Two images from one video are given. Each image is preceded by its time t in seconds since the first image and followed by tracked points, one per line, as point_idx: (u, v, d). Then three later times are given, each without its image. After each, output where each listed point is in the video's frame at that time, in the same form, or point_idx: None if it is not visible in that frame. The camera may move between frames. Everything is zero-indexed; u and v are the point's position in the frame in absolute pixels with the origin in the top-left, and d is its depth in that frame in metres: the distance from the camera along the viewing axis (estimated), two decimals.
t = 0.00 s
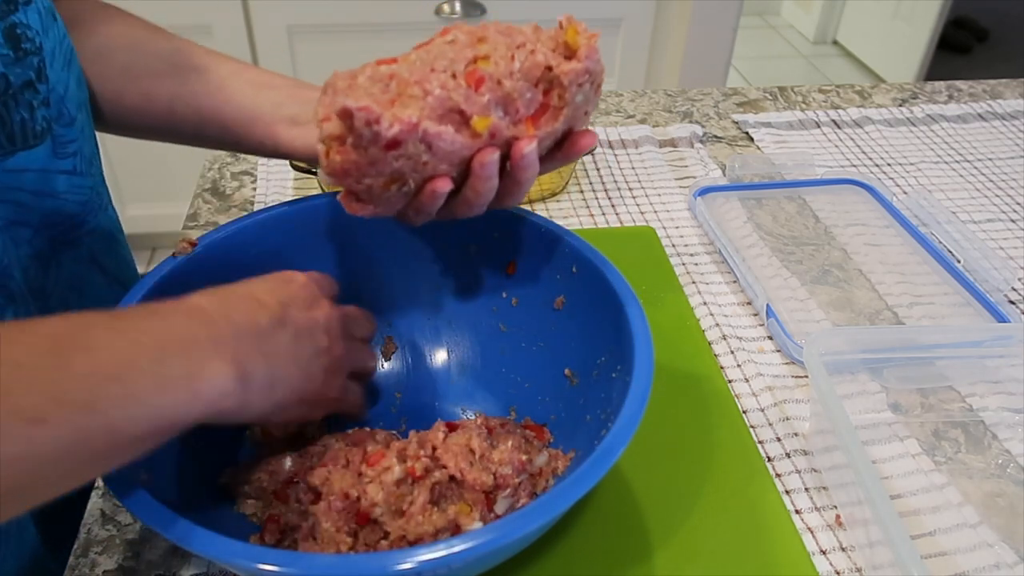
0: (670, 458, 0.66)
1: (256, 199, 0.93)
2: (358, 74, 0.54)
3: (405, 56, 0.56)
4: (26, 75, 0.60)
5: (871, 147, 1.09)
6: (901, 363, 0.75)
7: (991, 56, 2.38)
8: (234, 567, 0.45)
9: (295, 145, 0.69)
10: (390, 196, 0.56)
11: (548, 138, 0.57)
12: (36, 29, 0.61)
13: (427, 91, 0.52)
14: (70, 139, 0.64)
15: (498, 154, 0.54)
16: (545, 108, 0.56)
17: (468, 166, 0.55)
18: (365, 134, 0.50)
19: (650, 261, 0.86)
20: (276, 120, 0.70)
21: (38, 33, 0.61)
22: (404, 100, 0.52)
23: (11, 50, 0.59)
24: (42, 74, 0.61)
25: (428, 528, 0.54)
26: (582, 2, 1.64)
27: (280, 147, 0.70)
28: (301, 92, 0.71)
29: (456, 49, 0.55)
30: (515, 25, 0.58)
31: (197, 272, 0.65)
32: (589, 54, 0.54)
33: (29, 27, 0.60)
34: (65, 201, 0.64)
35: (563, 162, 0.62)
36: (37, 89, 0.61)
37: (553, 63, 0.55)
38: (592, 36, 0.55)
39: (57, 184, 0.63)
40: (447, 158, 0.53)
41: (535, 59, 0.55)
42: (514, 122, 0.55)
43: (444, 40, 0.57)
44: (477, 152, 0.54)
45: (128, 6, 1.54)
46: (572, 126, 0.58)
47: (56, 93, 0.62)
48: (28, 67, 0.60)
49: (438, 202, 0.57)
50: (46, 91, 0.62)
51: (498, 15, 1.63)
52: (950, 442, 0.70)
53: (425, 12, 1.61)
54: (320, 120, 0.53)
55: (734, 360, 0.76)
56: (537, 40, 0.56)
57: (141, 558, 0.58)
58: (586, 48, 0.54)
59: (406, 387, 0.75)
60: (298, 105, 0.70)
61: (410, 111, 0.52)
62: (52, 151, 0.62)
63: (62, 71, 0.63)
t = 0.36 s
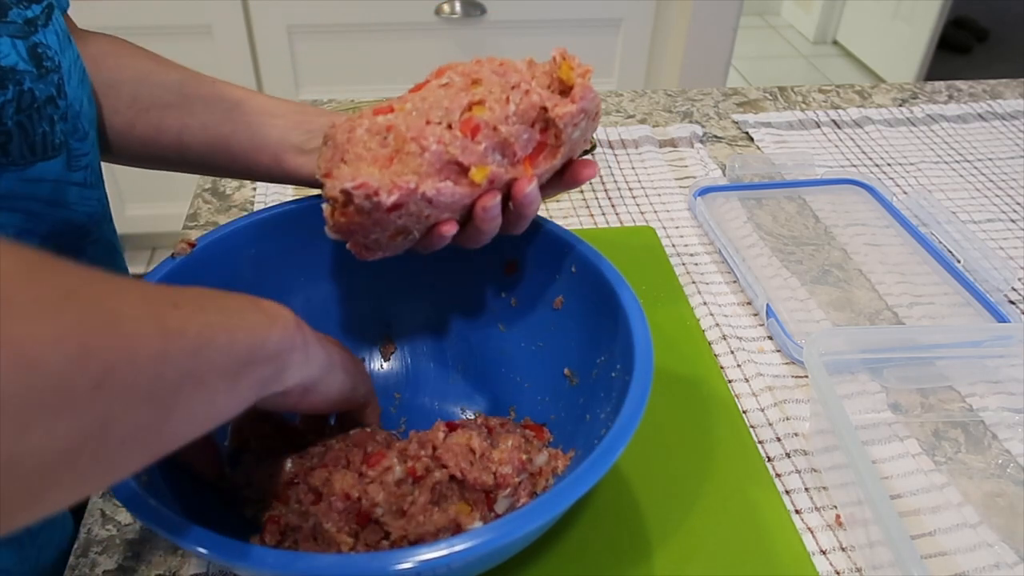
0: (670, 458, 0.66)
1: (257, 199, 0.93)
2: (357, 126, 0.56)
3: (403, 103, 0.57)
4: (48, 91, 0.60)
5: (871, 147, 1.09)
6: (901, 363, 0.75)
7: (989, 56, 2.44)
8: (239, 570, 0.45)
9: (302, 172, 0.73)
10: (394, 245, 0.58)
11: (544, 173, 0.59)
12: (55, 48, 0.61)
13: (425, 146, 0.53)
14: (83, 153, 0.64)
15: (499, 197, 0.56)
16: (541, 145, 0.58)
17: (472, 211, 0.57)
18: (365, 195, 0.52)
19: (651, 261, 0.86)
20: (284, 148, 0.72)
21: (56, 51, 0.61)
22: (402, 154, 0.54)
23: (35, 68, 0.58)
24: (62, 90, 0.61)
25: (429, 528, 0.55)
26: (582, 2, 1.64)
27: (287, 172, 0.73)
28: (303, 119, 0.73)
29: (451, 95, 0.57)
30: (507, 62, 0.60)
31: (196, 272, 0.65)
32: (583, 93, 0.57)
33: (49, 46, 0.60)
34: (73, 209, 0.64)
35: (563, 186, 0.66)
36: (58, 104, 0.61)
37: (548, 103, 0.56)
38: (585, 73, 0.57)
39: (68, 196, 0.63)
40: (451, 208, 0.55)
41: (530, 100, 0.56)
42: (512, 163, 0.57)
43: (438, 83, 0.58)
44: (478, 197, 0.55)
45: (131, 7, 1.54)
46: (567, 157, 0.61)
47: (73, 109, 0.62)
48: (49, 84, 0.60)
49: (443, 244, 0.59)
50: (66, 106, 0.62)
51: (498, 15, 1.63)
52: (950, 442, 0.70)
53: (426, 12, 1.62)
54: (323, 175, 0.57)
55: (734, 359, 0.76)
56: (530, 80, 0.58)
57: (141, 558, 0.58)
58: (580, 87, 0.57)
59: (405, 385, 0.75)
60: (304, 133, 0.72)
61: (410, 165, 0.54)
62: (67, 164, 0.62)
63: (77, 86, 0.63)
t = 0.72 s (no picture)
0: (671, 459, 0.66)
1: (257, 199, 0.93)
2: (358, 147, 0.56)
3: (403, 121, 0.57)
4: (49, 93, 0.60)
5: (871, 147, 1.09)
6: (901, 363, 0.75)
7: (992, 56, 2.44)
8: None
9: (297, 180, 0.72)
10: (402, 263, 0.59)
11: (546, 182, 0.60)
12: (52, 52, 0.61)
13: (431, 170, 0.53)
14: (85, 154, 0.64)
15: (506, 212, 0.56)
16: (543, 155, 0.58)
17: (480, 227, 0.57)
18: (378, 228, 0.53)
19: (649, 261, 0.86)
20: (278, 157, 0.72)
21: (54, 54, 0.61)
22: (409, 177, 0.54)
23: (36, 70, 0.59)
24: (62, 92, 0.61)
25: (450, 527, 0.54)
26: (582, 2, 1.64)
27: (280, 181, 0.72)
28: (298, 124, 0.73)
29: (451, 111, 0.56)
30: (505, 70, 0.59)
31: (191, 274, 0.64)
32: (583, 103, 0.57)
33: (46, 50, 0.61)
34: (74, 213, 0.64)
35: (562, 189, 0.66)
36: (59, 107, 0.61)
37: (550, 115, 0.57)
38: (583, 81, 0.58)
39: (69, 199, 0.63)
40: (460, 227, 0.55)
41: (531, 112, 0.56)
42: (516, 176, 0.57)
43: (436, 98, 0.58)
44: (486, 214, 0.56)
45: (133, 7, 1.54)
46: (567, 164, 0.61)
47: (74, 111, 0.63)
48: (50, 86, 0.60)
49: (451, 257, 0.59)
50: (66, 109, 0.62)
51: (498, 16, 1.63)
52: (950, 442, 0.70)
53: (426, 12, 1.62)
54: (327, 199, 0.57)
55: (734, 359, 0.76)
56: (529, 90, 0.58)
57: (141, 558, 0.58)
58: (580, 97, 0.57)
59: (400, 389, 0.75)
60: (297, 141, 0.72)
61: (416, 189, 0.54)
62: (69, 167, 0.62)
63: (75, 89, 0.64)
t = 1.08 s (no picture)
0: (671, 459, 0.66)
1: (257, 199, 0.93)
2: (355, 159, 0.57)
3: (401, 131, 0.57)
4: (49, 99, 0.60)
5: (871, 147, 1.09)
6: (901, 363, 0.75)
7: (993, 56, 2.44)
8: None
9: (294, 185, 0.72)
10: (402, 275, 0.59)
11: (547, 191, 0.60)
12: (54, 58, 0.61)
13: (430, 182, 0.53)
14: (85, 161, 0.64)
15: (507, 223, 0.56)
16: (545, 164, 0.59)
17: (480, 236, 0.57)
18: (378, 246, 0.53)
19: (650, 262, 0.86)
20: (273, 161, 0.72)
21: (54, 60, 0.61)
22: (408, 190, 0.54)
23: (36, 76, 0.59)
24: (62, 99, 0.61)
25: (443, 538, 0.54)
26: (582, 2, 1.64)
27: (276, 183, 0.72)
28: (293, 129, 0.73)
29: (450, 121, 0.56)
30: (505, 77, 0.59)
31: (192, 275, 0.64)
32: (585, 111, 0.57)
33: (48, 56, 0.61)
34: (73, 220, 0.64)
35: (560, 197, 0.66)
36: (59, 113, 0.61)
37: (551, 124, 0.57)
38: (584, 89, 0.57)
39: (69, 207, 0.63)
40: (461, 238, 0.55)
41: (531, 121, 0.56)
42: (516, 185, 0.57)
43: (435, 108, 0.58)
44: (487, 225, 0.56)
45: (134, 8, 1.54)
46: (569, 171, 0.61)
47: (74, 118, 0.62)
48: (50, 92, 0.60)
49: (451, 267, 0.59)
50: (66, 115, 0.62)
51: (498, 16, 1.63)
52: (950, 442, 0.70)
53: (426, 12, 1.62)
54: (324, 212, 0.58)
55: (734, 360, 0.76)
56: (529, 97, 0.58)
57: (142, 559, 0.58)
58: (581, 105, 0.57)
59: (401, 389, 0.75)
60: (292, 144, 0.72)
61: (416, 202, 0.54)
62: (67, 173, 0.62)
63: (76, 97, 0.63)
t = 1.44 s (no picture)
0: (671, 459, 0.66)
1: (257, 199, 0.93)
2: (351, 142, 0.57)
3: (398, 116, 0.58)
4: (36, 95, 0.60)
5: (871, 147, 1.09)
6: (901, 363, 0.75)
7: (993, 56, 2.45)
8: None
9: (288, 171, 0.72)
10: (395, 261, 0.58)
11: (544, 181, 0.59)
12: (48, 51, 0.61)
13: (426, 165, 0.53)
14: (75, 156, 0.64)
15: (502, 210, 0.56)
16: (541, 152, 0.58)
17: (474, 224, 0.56)
18: (372, 227, 0.53)
19: (649, 261, 0.86)
20: (270, 153, 0.72)
21: (49, 54, 0.61)
22: (404, 172, 0.54)
23: (24, 71, 0.59)
24: (50, 94, 0.61)
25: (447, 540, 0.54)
26: (582, 2, 1.64)
27: (272, 174, 0.72)
28: (286, 116, 0.73)
29: (447, 106, 0.57)
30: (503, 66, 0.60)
31: (192, 274, 0.64)
32: (582, 101, 0.57)
33: (42, 49, 0.61)
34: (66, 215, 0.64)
35: (556, 191, 0.65)
36: (45, 108, 0.61)
37: (547, 112, 0.57)
38: (583, 79, 0.57)
39: (61, 202, 0.63)
40: (455, 223, 0.55)
41: (528, 109, 0.57)
42: (512, 173, 0.57)
43: (432, 93, 0.58)
44: (482, 210, 0.55)
45: (134, 8, 1.54)
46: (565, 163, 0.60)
47: (63, 112, 0.62)
48: (38, 87, 0.60)
49: (445, 253, 0.58)
50: (54, 110, 0.61)
51: (498, 16, 1.63)
52: (950, 442, 0.70)
53: (426, 12, 1.62)
54: (319, 194, 0.58)
55: (734, 360, 0.76)
56: (527, 86, 0.58)
57: (140, 558, 0.58)
58: (579, 94, 0.57)
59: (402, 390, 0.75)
60: (287, 131, 0.72)
61: (411, 184, 0.54)
62: (57, 168, 0.62)
63: (69, 91, 0.63)
